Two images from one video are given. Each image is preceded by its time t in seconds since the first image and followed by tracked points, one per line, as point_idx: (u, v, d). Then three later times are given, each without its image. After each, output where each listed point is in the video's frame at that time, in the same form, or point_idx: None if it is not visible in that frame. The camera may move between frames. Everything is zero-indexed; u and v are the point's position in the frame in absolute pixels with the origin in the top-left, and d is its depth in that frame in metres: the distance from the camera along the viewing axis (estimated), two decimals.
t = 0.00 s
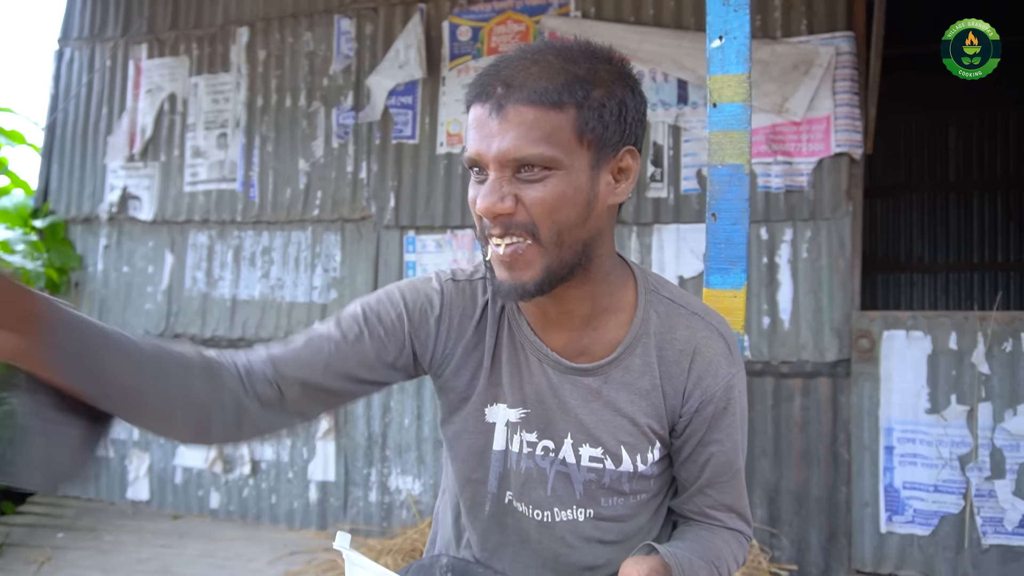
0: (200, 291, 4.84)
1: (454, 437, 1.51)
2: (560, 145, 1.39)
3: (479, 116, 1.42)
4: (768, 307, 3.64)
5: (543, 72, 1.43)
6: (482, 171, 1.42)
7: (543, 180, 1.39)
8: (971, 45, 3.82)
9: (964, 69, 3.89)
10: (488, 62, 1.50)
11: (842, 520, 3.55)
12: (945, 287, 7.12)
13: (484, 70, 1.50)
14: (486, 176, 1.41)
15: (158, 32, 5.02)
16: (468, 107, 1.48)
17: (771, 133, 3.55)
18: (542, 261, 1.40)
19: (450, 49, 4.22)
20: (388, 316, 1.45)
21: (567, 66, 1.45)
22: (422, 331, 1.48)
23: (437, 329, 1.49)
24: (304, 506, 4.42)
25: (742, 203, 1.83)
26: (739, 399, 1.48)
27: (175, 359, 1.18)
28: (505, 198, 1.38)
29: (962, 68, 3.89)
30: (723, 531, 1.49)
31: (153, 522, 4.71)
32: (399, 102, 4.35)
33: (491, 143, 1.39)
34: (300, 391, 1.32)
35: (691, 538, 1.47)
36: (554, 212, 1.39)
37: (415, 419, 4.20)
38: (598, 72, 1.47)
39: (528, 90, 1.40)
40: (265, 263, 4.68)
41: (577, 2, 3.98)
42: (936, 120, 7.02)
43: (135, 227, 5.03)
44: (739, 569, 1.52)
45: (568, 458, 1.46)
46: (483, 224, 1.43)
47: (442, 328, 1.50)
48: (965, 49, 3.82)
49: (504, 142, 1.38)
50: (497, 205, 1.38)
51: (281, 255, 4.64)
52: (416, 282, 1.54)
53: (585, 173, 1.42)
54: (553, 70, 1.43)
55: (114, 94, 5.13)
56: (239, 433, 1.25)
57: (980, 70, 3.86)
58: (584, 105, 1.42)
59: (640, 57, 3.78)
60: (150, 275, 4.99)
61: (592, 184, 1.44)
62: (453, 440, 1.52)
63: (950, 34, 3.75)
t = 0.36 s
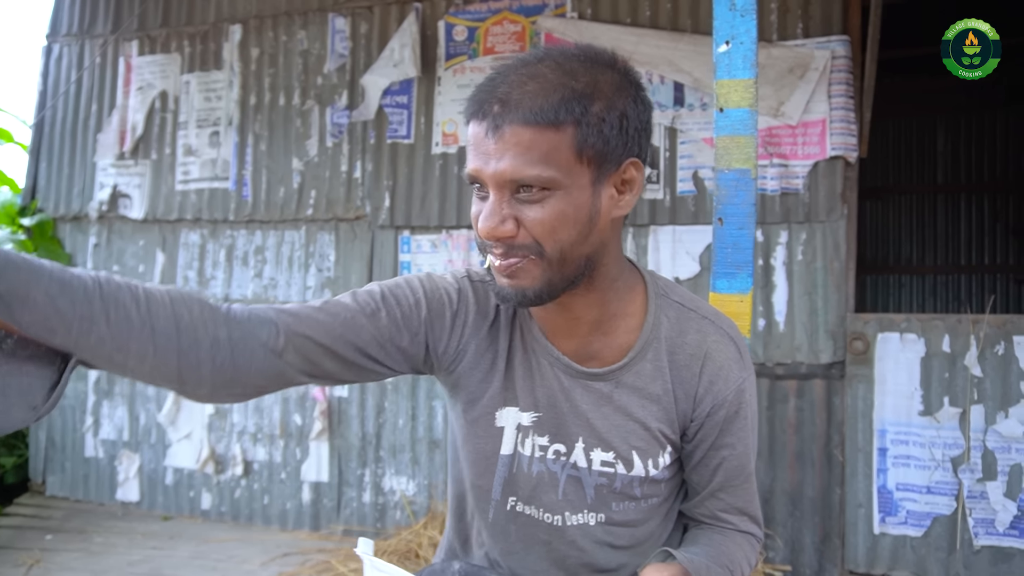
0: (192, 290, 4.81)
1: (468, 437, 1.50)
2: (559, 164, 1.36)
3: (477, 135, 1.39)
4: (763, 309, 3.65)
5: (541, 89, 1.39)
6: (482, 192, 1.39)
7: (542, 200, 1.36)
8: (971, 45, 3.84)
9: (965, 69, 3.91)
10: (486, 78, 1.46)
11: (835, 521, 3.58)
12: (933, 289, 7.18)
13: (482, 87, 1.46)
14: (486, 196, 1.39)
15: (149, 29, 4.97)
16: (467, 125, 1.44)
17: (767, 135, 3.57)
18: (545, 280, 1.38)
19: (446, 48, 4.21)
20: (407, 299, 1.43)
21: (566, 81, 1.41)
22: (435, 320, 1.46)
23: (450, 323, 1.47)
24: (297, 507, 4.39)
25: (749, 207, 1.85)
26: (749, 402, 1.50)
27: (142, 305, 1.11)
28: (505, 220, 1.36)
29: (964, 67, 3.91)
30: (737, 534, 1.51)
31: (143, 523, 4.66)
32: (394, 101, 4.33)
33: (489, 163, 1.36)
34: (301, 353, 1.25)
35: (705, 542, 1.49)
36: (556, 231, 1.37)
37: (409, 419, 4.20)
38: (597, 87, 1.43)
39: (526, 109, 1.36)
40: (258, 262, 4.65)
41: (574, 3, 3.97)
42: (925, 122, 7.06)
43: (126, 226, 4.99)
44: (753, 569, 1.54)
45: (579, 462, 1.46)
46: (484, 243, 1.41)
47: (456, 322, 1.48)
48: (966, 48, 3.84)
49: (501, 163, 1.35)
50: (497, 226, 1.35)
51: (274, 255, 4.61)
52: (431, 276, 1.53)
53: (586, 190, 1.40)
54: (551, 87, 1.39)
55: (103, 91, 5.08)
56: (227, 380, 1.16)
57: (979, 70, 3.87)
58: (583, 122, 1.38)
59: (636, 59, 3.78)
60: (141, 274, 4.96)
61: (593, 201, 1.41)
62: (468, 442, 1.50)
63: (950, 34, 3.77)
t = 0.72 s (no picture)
0: (256, 285, 4.93)
1: (559, 435, 1.52)
2: (645, 174, 1.37)
3: (563, 141, 1.40)
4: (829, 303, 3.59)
5: (630, 97, 1.38)
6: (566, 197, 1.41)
7: (626, 208, 1.37)
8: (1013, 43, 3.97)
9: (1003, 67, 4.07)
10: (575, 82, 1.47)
11: (905, 519, 3.52)
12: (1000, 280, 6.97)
13: (570, 92, 1.47)
14: (570, 201, 1.40)
15: (211, 30, 5.08)
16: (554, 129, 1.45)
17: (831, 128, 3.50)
18: (626, 286, 1.39)
19: (503, 44, 4.22)
20: (499, 298, 1.47)
21: (656, 89, 1.40)
22: (524, 318, 1.48)
23: (541, 323, 1.50)
24: (360, 498, 4.49)
25: (830, 202, 1.83)
26: (840, 400, 1.50)
27: (247, 305, 1.21)
28: (587, 226, 1.37)
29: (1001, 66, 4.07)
30: (830, 531, 1.51)
31: (212, 510, 4.81)
32: (453, 97, 4.36)
33: (575, 170, 1.37)
34: (398, 350, 1.34)
35: (800, 539, 1.49)
36: (638, 239, 1.38)
37: (469, 413, 4.25)
38: (687, 96, 1.41)
39: (613, 117, 1.37)
40: (320, 258, 4.74)
41: None
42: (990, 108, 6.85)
43: (191, 223, 5.12)
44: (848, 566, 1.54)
45: (670, 458, 1.47)
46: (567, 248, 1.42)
47: (546, 320, 1.50)
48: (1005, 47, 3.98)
49: (586, 170, 1.37)
50: (580, 232, 1.37)
51: (335, 251, 4.69)
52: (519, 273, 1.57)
53: (670, 199, 1.40)
54: (640, 95, 1.38)
55: (168, 91, 5.22)
56: (327, 376, 1.26)
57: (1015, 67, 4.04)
58: (671, 132, 1.38)
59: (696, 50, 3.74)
60: (206, 269, 5.09)
61: (677, 210, 1.41)
62: (559, 439, 1.53)
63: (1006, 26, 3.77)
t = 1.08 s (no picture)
0: (373, 279, 5.12)
1: (706, 429, 1.56)
2: (803, 148, 1.44)
3: (725, 119, 1.52)
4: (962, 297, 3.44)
5: (793, 76, 1.48)
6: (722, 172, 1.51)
7: (781, 182, 1.44)
8: None
9: None
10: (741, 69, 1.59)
11: None
12: None
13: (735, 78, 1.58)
14: (726, 176, 1.50)
15: (328, 34, 5.30)
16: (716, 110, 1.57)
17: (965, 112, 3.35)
18: (776, 261, 1.44)
19: (614, 37, 4.22)
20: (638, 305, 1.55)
21: (820, 73, 1.48)
22: (666, 320, 1.56)
23: (683, 322, 1.56)
24: (473, 487, 4.61)
25: (985, 195, 1.90)
26: (1006, 400, 1.47)
27: (414, 325, 1.45)
28: (740, 198, 1.45)
29: None
30: (1000, 532, 1.53)
31: (332, 495, 5.04)
32: (563, 93, 4.40)
33: (733, 145, 1.48)
34: (540, 364, 1.51)
35: (969, 540, 1.52)
36: (791, 214, 1.43)
37: (580, 406, 4.29)
38: (852, 81, 1.48)
39: (777, 94, 1.47)
40: (433, 253, 4.88)
41: None
42: None
43: (311, 220, 5.37)
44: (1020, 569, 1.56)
45: (825, 454, 1.47)
46: (719, 224, 1.51)
47: (689, 319, 1.56)
48: None
49: (743, 144, 1.46)
50: (732, 203, 1.45)
51: (448, 246, 4.82)
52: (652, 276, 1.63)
53: (825, 178, 1.45)
54: (805, 74, 1.47)
55: (288, 95, 5.48)
56: (482, 394, 1.48)
57: None
58: (831, 112, 1.45)
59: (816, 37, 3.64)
60: (325, 264, 5.32)
61: (833, 188, 1.45)
62: (706, 433, 1.57)
63: None
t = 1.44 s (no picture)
0: (501, 273, 5.18)
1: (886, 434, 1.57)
2: (983, 129, 1.72)
3: (908, 109, 1.81)
4: None
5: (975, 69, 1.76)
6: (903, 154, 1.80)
7: (962, 162, 1.72)
8: None
9: None
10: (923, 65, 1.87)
11: None
12: None
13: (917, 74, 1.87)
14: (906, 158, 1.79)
15: (457, 33, 5.42)
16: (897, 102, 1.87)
17: None
18: (955, 231, 1.72)
19: (749, 21, 4.09)
20: (815, 336, 1.95)
21: (1007, 66, 1.74)
22: (842, 342, 1.94)
23: (861, 332, 1.93)
24: (604, 480, 4.62)
25: None
26: None
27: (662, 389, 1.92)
28: (922, 176, 1.75)
29: None
30: None
31: (465, 484, 5.18)
32: (696, 82, 4.31)
33: (914, 130, 1.78)
34: (738, 410, 1.98)
35: None
36: (972, 188, 1.70)
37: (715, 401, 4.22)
38: None
39: (963, 86, 1.75)
40: (562, 247, 4.90)
41: None
42: None
43: (441, 216, 5.51)
44: None
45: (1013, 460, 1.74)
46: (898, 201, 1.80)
47: (865, 335, 1.92)
48: None
49: (924, 129, 1.76)
50: (914, 179, 1.75)
51: (577, 240, 4.83)
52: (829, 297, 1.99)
53: (1008, 158, 1.70)
54: (991, 69, 1.74)
55: (418, 94, 5.65)
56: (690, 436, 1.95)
57: None
58: (1014, 99, 1.71)
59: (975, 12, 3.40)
60: (454, 258, 5.45)
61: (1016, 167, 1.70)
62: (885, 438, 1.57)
63: None
